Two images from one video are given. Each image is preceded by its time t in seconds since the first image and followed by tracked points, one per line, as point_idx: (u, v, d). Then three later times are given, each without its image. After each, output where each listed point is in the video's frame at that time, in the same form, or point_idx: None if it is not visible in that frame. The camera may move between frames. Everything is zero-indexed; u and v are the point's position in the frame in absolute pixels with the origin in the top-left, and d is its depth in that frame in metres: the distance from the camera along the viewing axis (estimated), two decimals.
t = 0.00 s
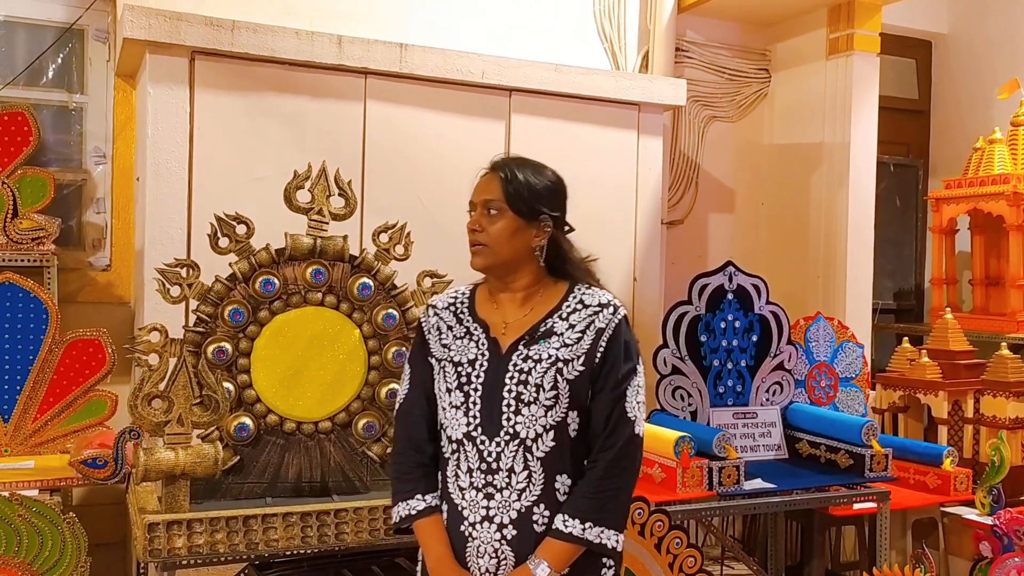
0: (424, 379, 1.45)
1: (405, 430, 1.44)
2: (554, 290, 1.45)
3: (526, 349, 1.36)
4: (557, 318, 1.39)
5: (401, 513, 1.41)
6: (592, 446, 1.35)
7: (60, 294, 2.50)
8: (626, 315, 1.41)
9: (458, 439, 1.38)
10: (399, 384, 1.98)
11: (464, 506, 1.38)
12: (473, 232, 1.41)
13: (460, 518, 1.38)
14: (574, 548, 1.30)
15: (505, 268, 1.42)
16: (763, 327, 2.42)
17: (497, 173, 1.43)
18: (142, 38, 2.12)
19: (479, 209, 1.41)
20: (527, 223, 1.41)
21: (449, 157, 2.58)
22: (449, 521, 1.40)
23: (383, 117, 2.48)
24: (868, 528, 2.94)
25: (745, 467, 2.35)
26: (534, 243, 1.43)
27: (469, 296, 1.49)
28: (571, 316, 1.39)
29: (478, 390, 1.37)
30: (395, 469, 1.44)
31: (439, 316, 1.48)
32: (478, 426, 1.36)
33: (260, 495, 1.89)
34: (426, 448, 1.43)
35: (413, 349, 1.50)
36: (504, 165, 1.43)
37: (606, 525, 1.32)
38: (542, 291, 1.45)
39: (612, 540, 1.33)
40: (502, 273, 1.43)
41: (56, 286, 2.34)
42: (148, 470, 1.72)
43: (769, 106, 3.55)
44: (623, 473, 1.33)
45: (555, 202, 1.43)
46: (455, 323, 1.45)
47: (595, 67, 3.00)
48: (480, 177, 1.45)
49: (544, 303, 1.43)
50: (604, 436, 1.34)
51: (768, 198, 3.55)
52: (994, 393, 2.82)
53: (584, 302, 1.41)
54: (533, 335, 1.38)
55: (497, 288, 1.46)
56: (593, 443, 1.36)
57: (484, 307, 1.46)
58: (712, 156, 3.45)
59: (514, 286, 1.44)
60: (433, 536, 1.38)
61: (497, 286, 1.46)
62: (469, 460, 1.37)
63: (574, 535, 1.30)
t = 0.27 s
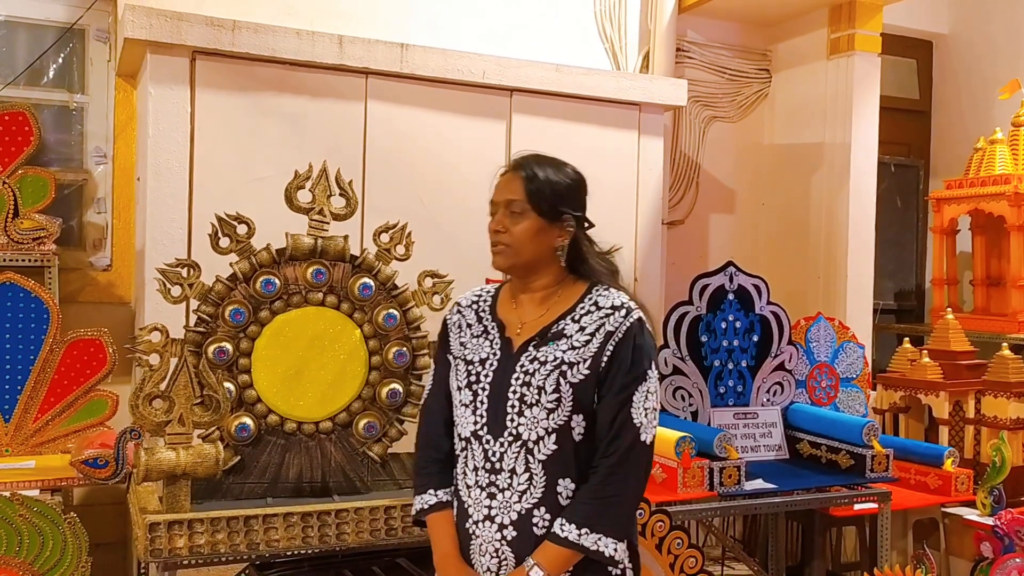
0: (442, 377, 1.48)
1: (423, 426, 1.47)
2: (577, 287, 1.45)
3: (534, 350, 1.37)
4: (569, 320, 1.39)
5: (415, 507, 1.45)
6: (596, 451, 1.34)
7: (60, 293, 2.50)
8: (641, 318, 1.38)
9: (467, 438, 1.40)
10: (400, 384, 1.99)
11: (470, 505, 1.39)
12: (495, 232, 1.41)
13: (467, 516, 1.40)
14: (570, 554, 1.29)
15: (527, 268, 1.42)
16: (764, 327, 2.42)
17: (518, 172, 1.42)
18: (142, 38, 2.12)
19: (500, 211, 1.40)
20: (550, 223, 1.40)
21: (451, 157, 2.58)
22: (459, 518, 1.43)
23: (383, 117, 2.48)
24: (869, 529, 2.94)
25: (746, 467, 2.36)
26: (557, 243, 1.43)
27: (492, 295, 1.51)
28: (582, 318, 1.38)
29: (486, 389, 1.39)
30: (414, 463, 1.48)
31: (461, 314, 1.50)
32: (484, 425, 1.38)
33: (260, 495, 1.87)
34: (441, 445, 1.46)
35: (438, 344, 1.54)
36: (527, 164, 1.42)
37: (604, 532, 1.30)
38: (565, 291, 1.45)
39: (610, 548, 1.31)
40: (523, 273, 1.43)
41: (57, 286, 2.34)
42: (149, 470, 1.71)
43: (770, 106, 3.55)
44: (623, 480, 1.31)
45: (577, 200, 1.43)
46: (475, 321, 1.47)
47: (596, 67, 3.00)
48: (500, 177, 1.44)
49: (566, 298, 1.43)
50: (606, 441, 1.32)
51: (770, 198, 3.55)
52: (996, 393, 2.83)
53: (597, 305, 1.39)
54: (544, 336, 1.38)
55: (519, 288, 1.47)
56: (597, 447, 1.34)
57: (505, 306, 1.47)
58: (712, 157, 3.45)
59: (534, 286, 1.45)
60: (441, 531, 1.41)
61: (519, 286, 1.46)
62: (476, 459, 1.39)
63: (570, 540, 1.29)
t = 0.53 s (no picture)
0: (452, 376, 1.48)
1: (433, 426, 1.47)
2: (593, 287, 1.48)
3: (545, 348, 1.37)
4: (580, 318, 1.39)
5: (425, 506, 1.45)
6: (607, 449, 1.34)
7: (61, 292, 2.50)
8: (652, 315, 1.38)
9: (477, 437, 1.40)
10: (401, 381, 1.99)
11: (481, 504, 1.40)
12: (541, 228, 1.40)
13: (478, 516, 1.40)
14: (582, 552, 1.29)
15: (561, 266, 1.42)
16: (764, 326, 2.42)
17: (565, 168, 1.43)
18: (143, 36, 2.12)
19: (548, 206, 1.40)
20: (591, 226, 1.44)
21: (451, 155, 2.58)
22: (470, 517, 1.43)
23: (384, 116, 2.47)
24: (869, 527, 2.94)
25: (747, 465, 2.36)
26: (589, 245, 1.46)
27: (501, 292, 1.50)
28: (593, 316, 1.38)
29: (497, 388, 1.39)
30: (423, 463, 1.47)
31: (470, 312, 1.50)
32: (495, 424, 1.38)
33: (262, 494, 1.88)
34: (451, 444, 1.46)
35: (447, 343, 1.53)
36: (571, 163, 1.44)
37: (616, 530, 1.30)
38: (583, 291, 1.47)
39: (623, 547, 1.31)
40: (550, 272, 1.43)
41: (58, 284, 2.34)
42: (151, 468, 1.71)
43: (771, 104, 3.55)
44: (635, 478, 1.31)
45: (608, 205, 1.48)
46: (484, 319, 1.47)
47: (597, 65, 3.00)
48: (540, 171, 1.44)
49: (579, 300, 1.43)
50: (617, 439, 1.32)
51: (770, 196, 3.55)
52: (997, 391, 2.83)
53: (608, 302, 1.39)
54: (554, 334, 1.38)
55: (533, 285, 1.45)
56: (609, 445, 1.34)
57: (517, 304, 1.46)
58: (713, 155, 3.44)
59: (551, 285, 1.44)
60: (452, 531, 1.41)
61: (534, 283, 1.45)
62: (487, 458, 1.39)
63: (582, 538, 1.29)
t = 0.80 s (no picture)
0: (462, 376, 1.45)
1: (442, 427, 1.44)
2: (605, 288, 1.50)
3: (570, 348, 1.38)
4: (601, 318, 1.41)
5: (439, 510, 1.42)
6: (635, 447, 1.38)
7: (69, 290, 2.51)
8: (670, 315, 1.43)
9: (500, 438, 1.40)
10: (407, 380, 1.99)
11: (504, 505, 1.39)
12: (562, 227, 1.41)
13: (501, 517, 1.39)
14: (617, 549, 1.33)
15: (582, 265, 1.44)
16: (771, 325, 2.41)
17: (584, 167, 1.44)
18: (151, 35, 2.13)
19: (568, 204, 1.41)
20: (607, 225, 1.46)
21: (458, 154, 2.58)
22: (488, 519, 1.42)
23: (391, 114, 2.48)
24: (877, 527, 2.94)
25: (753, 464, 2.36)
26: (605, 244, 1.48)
27: (508, 289, 1.50)
28: (615, 315, 1.41)
29: (522, 388, 1.39)
30: (432, 466, 1.44)
31: (477, 311, 1.48)
32: (521, 424, 1.38)
33: (268, 492, 1.87)
34: (463, 445, 1.44)
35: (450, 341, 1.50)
36: (588, 162, 1.45)
37: (649, 526, 1.34)
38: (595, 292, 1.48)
39: (654, 542, 1.35)
40: (569, 271, 1.44)
41: (66, 282, 2.35)
42: (159, 466, 1.70)
43: (777, 103, 3.54)
44: (667, 475, 1.35)
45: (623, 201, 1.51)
46: (494, 318, 1.46)
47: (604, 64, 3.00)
48: (558, 169, 1.44)
49: (593, 300, 1.45)
50: (647, 436, 1.37)
51: (777, 195, 3.54)
52: (1005, 391, 2.81)
53: (628, 302, 1.43)
54: (577, 334, 1.40)
55: (546, 283, 1.47)
56: (636, 442, 1.38)
57: (527, 303, 1.46)
58: (719, 154, 3.44)
59: (566, 284, 1.46)
60: (472, 535, 1.39)
61: (547, 280, 1.47)
62: (511, 459, 1.39)
63: (618, 536, 1.32)
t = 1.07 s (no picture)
0: (483, 378, 1.40)
1: (464, 431, 1.39)
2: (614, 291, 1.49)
3: (599, 348, 1.39)
4: (623, 318, 1.43)
5: (465, 517, 1.37)
6: (661, 444, 1.42)
7: (87, 291, 2.54)
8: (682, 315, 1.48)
9: (531, 441, 1.37)
10: (422, 380, 2.00)
11: (538, 509, 1.37)
12: (570, 233, 1.41)
13: (533, 521, 1.38)
14: (653, 543, 1.37)
15: (592, 268, 1.44)
16: (786, 325, 2.40)
17: (589, 169, 1.44)
18: (167, 38, 2.14)
19: (575, 209, 1.41)
20: (616, 225, 1.46)
21: (471, 155, 2.59)
22: (516, 523, 1.39)
23: (405, 115, 2.48)
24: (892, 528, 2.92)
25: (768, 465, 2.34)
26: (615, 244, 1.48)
27: (519, 289, 1.47)
28: (636, 315, 1.43)
29: (554, 390, 1.37)
30: (454, 472, 1.39)
31: (492, 311, 1.43)
32: (555, 426, 1.37)
33: (283, 491, 1.89)
34: (486, 448, 1.40)
35: (458, 343, 1.44)
36: (593, 163, 1.45)
37: (680, 520, 1.39)
38: (607, 293, 1.47)
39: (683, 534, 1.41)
40: (580, 274, 1.44)
41: (83, 282, 2.37)
42: (175, 465, 1.73)
43: (792, 102, 3.52)
44: (694, 470, 1.41)
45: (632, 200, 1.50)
46: (512, 319, 1.42)
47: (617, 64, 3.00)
48: (563, 173, 1.44)
49: (606, 304, 1.45)
50: (674, 433, 1.41)
51: (792, 195, 3.52)
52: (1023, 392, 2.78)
53: (645, 302, 1.46)
54: (604, 335, 1.40)
55: (558, 285, 1.46)
56: (661, 440, 1.42)
57: (541, 304, 1.45)
58: (733, 154, 3.42)
59: (580, 286, 1.45)
60: (503, 541, 1.36)
61: (560, 282, 1.46)
62: (543, 461, 1.37)
63: (654, 531, 1.37)
